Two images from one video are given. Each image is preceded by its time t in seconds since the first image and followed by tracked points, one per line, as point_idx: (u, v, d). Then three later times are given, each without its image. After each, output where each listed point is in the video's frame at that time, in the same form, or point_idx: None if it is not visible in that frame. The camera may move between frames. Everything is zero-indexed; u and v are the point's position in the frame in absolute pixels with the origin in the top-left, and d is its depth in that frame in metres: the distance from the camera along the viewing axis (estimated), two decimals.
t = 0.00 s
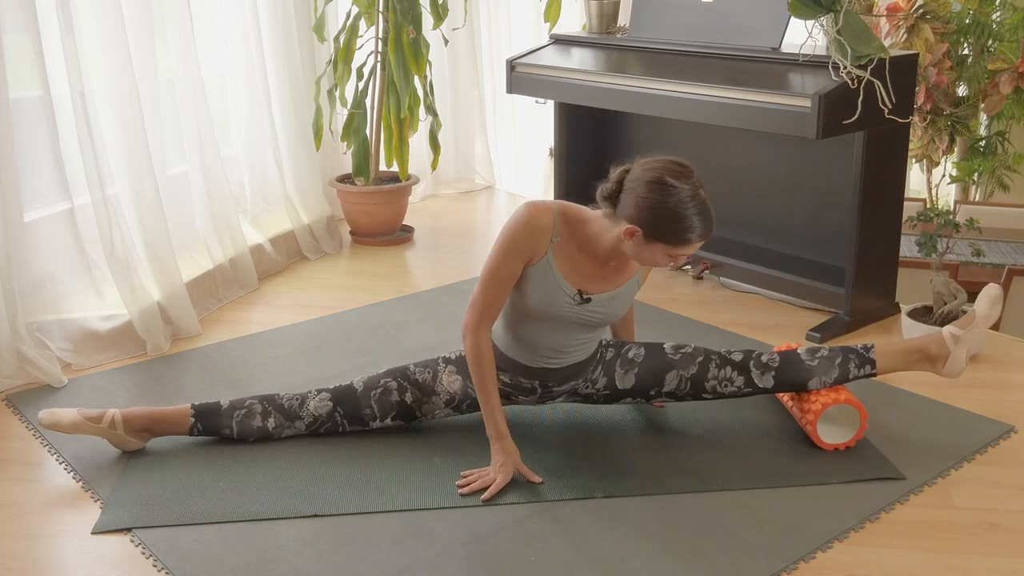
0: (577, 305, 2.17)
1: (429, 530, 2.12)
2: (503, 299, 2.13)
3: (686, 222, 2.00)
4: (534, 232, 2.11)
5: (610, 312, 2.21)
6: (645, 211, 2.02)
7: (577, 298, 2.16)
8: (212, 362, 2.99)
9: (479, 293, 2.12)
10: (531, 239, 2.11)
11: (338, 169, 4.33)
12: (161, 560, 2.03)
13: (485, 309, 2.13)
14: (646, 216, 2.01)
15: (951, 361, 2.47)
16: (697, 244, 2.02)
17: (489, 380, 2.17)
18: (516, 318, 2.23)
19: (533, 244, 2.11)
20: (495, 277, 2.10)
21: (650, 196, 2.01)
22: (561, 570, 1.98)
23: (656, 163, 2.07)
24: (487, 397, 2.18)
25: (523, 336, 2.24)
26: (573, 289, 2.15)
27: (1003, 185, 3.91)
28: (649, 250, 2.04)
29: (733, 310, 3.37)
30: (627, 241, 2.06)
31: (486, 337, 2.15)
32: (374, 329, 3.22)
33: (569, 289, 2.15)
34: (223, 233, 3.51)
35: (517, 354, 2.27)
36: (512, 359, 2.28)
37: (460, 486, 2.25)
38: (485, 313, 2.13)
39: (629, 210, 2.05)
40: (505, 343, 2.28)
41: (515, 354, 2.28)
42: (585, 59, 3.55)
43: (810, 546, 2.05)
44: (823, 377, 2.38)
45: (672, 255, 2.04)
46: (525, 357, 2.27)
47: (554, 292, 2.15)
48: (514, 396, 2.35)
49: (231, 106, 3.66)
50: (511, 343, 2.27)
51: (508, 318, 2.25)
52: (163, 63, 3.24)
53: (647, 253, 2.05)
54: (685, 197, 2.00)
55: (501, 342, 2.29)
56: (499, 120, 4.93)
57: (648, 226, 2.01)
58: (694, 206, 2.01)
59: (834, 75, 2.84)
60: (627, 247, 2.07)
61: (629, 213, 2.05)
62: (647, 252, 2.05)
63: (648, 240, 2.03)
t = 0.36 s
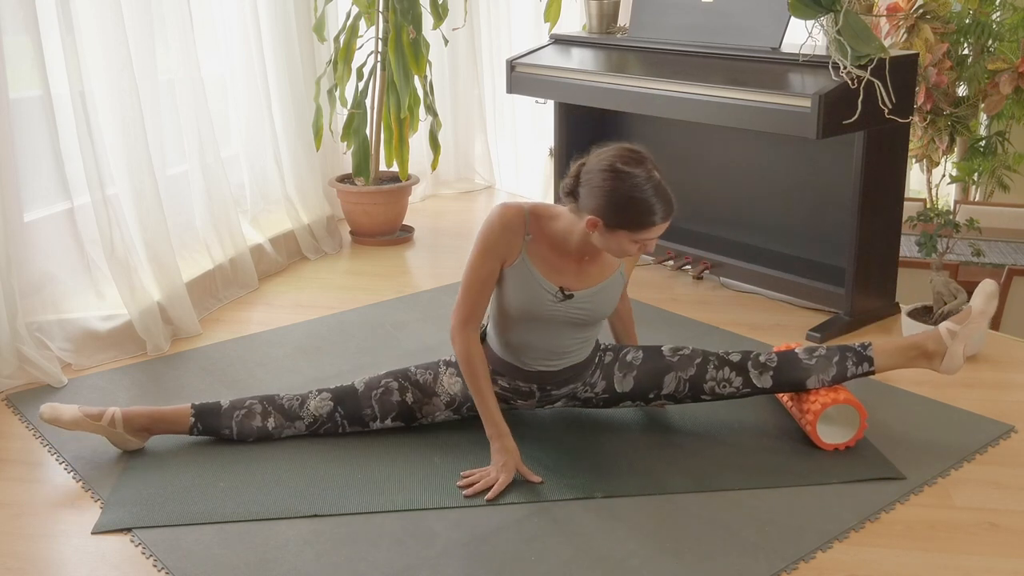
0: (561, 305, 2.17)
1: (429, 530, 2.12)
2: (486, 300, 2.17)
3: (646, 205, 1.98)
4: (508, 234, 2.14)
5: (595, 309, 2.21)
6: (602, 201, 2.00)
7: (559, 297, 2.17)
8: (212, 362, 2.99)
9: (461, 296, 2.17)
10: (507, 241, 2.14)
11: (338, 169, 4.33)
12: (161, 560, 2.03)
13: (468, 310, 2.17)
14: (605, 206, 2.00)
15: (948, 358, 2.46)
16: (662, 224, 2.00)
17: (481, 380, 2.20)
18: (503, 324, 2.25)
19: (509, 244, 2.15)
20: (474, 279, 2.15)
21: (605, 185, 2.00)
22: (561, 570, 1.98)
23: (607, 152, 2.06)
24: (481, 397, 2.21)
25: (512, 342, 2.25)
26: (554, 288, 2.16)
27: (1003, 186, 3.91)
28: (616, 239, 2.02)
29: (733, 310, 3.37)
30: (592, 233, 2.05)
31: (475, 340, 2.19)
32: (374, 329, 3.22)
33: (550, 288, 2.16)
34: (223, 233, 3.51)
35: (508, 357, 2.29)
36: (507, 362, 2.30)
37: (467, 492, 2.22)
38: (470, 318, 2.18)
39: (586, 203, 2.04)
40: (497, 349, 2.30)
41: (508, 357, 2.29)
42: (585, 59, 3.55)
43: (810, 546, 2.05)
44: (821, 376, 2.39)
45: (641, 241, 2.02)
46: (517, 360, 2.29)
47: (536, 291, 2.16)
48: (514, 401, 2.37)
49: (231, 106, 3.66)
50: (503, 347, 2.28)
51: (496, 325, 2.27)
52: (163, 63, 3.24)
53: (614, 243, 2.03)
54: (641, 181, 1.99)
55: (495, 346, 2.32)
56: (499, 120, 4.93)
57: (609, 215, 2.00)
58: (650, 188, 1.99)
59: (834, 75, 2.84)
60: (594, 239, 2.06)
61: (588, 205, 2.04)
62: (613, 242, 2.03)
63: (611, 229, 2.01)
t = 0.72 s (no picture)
0: (550, 297, 2.18)
1: (429, 529, 2.12)
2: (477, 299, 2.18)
3: (605, 178, 2.00)
4: (490, 232, 2.16)
5: (585, 301, 2.21)
6: (563, 181, 2.03)
7: (547, 289, 2.17)
8: (212, 362, 2.99)
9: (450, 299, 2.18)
10: (490, 239, 2.16)
11: (337, 169, 4.33)
12: (161, 560, 2.03)
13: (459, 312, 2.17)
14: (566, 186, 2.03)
15: (946, 355, 2.46)
16: (624, 194, 2.01)
17: (477, 380, 2.21)
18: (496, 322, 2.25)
19: (492, 242, 2.16)
20: (463, 280, 2.16)
21: (564, 165, 2.03)
22: (561, 569, 1.98)
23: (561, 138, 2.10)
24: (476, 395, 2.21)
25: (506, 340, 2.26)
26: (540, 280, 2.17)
27: (1003, 185, 3.91)
28: (586, 217, 2.03)
29: (734, 310, 3.37)
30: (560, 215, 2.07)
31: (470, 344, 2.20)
32: (374, 329, 3.22)
33: (537, 281, 2.17)
34: (223, 233, 3.51)
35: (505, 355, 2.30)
36: (505, 361, 2.31)
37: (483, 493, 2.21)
38: (463, 320, 2.18)
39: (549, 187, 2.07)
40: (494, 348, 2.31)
41: (505, 356, 2.30)
42: (585, 59, 3.54)
43: (810, 546, 2.05)
44: (819, 373, 2.39)
45: (610, 215, 2.02)
46: (515, 357, 2.29)
47: (523, 286, 2.17)
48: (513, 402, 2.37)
49: (231, 107, 3.66)
50: (499, 346, 2.29)
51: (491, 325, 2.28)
52: (163, 63, 3.24)
53: (582, 222, 2.04)
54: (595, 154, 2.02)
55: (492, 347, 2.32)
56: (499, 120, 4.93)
57: (572, 194, 2.02)
58: (606, 161, 2.01)
59: (834, 75, 2.84)
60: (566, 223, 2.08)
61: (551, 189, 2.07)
62: (581, 221, 2.04)
63: (576, 206, 2.03)
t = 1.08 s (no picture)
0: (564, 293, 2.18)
1: (429, 529, 2.12)
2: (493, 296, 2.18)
3: (613, 134, 2.03)
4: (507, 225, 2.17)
5: (597, 301, 2.21)
6: (574, 143, 2.06)
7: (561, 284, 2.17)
8: (212, 362, 2.99)
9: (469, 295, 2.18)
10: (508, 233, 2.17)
11: (337, 169, 4.33)
12: (161, 560, 2.03)
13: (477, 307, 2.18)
14: (572, 150, 2.06)
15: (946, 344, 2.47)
16: (632, 151, 2.02)
17: (486, 381, 2.21)
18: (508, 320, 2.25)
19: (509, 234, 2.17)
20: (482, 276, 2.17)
21: (575, 128, 2.07)
22: (561, 570, 1.98)
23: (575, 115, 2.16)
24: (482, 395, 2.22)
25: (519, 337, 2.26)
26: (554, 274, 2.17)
27: (1003, 185, 3.90)
28: (595, 178, 2.04)
29: (734, 310, 3.37)
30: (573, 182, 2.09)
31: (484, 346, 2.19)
32: (374, 329, 3.22)
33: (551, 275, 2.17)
34: (223, 233, 3.51)
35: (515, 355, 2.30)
36: (513, 360, 2.31)
37: (489, 494, 2.21)
38: (480, 321, 2.18)
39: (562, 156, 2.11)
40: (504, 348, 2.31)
41: (511, 354, 2.30)
42: (585, 59, 3.54)
43: (810, 546, 2.05)
44: (818, 370, 2.40)
45: (620, 175, 2.03)
46: (524, 357, 2.29)
47: (536, 284, 2.17)
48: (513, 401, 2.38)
49: (232, 107, 3.66)
50: (509, 345, 2.29)
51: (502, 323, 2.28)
52: (163, 63, 3.24)
53: (592, 185, 2.05)
54: (598, 117, 2.06)
55: (498, 343, 2.32)
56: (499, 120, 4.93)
57: (583, 154, 2.04)
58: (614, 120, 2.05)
59: (834, 75, 2.83)
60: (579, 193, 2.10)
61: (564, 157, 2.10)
62: (591, 183, 2.05)
63: (586, 166, 2.05)
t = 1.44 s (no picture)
0: (581, 293, 2.17)
1: (429, 530, 2.12)
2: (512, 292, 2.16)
3: (662, 124, 2.06)
4: (534, 220, 2.16)
5: (611, 305, 2.21)
6: (623, 129, 2.09)
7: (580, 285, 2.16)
8: (212, 362, 2.99)
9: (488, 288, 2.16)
10: (534, 228, 2.16)
11: (337, 169, 4.33)
12: (161, 561, 2.03)
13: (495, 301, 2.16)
14: (620, 134, 2.09)
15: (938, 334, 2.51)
16: (678, 141, 2.04)
17: (492, 381, 2.20)
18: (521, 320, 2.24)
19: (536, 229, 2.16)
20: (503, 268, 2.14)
21: (627, 117, 2.11)
22: (560, 570, 1.98)
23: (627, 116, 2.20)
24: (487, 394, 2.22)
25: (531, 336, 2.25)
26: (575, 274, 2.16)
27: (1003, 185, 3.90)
28: (637, 163, 2.06)
29: (734, 310, 3.37)
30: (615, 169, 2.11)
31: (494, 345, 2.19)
32: (374, 329, 3.22)
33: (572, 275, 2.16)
34: (223, 233, 3.51)
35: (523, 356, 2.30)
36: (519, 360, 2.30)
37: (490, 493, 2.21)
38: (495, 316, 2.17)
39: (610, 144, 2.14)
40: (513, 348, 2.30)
41: (517, 354, 2.30)
42: (585, 58, 3.54)
43: (810, 546, 2.05)
44: (817, 367, 2.40)
45: (662, 162, 2.04)
46: (533, 357, 2.29)
47: (555, 284, 2.16)
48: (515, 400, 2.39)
49: (232, 107, 3.66)
50: (519, 345, 2.28)
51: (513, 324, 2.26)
52: (163, 63, 3.24)
53: (633, 170, 2.07)
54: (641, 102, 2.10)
55: (506, 343, 2.31)
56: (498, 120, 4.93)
57: (630, 139, 2.07)
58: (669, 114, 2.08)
59: (834, 75, 2.84)
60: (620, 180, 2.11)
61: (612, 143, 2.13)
62: (632, 168, 2.07)
63: (630, 151, 2.07)
